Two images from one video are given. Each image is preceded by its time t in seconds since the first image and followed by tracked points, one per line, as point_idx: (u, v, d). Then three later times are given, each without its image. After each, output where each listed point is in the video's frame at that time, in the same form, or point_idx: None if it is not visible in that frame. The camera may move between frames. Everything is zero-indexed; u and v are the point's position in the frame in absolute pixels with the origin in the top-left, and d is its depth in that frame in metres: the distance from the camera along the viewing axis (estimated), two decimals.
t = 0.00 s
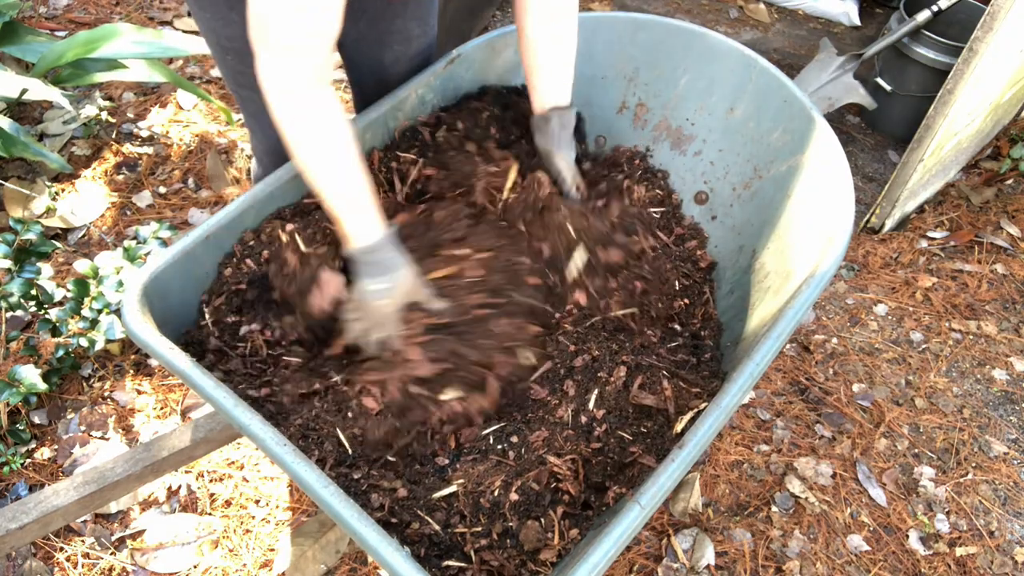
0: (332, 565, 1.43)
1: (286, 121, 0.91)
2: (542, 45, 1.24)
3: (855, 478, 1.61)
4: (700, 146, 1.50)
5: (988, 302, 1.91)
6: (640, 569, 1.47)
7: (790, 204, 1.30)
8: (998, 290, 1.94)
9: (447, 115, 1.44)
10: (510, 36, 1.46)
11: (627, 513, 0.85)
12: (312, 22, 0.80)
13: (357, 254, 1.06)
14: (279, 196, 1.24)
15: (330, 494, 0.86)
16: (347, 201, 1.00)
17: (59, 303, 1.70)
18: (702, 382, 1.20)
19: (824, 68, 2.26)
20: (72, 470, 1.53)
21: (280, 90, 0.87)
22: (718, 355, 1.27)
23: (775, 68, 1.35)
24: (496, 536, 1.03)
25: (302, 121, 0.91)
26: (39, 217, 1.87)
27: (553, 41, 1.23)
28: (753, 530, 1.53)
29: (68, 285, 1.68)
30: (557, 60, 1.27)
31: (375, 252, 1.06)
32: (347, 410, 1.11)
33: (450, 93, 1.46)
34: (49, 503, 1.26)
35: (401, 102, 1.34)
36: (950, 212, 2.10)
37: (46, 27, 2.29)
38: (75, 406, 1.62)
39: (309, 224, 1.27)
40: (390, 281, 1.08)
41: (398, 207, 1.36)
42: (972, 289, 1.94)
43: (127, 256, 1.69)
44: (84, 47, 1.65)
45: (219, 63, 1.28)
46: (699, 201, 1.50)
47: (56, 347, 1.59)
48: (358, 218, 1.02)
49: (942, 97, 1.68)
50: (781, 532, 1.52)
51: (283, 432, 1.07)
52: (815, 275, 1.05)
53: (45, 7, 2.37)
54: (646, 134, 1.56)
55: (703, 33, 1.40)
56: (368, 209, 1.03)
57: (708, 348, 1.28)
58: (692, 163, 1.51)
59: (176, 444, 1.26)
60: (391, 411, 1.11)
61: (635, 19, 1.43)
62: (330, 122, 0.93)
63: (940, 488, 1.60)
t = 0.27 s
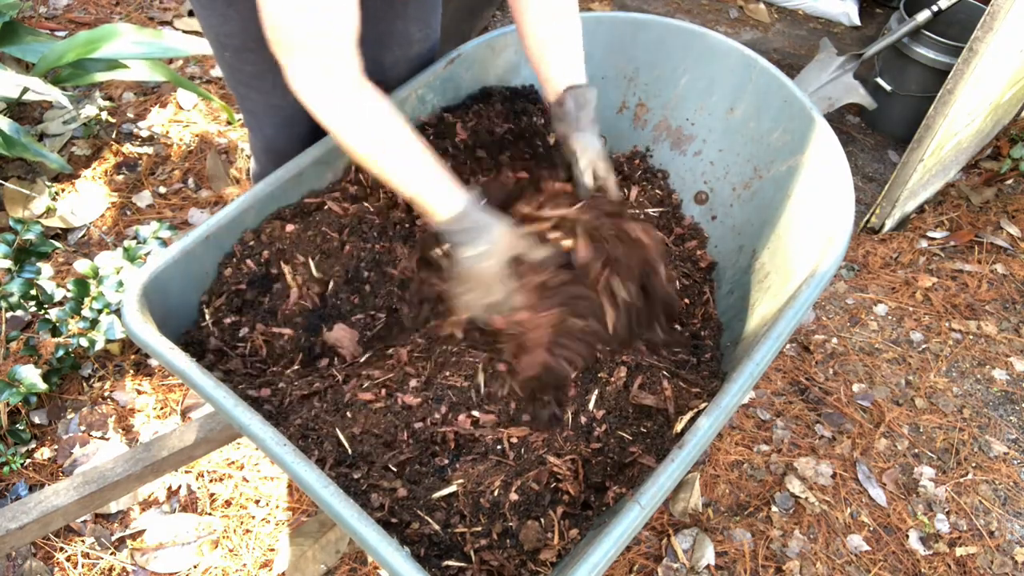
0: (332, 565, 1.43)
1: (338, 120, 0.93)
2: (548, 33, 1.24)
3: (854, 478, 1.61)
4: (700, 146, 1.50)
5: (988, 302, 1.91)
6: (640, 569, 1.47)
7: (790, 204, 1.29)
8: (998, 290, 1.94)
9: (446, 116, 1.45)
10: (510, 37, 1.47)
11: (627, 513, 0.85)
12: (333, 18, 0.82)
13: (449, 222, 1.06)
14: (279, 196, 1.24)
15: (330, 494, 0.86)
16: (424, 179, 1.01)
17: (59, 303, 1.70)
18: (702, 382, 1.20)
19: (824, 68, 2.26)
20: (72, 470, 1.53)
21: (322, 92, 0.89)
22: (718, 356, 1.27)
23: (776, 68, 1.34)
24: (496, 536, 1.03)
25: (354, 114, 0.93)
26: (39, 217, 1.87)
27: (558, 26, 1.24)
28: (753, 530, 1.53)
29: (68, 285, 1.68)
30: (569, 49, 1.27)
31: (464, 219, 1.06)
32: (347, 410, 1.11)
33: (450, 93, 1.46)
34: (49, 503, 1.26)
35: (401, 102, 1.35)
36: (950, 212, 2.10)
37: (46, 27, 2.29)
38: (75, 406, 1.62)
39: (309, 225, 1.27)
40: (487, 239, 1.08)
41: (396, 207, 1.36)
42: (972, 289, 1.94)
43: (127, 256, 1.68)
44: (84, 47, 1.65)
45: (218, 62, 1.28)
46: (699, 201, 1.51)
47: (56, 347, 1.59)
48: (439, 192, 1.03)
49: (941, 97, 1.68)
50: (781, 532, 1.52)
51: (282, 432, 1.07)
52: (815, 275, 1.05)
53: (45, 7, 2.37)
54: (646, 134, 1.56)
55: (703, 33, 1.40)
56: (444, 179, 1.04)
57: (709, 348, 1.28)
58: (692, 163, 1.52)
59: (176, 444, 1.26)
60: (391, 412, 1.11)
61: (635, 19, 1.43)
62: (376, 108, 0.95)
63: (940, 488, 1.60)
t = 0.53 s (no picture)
0: (332, 565, 1.43)
1: (339, 139, 0.88)
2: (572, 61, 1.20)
3: (854, 478, 1.61)
4: (701, 146, 1.50)
5: (988, 302, 1.91)
6: (640, 569, 1.47)
7: (790, 204, 1.29)
8: (998, 290, 1.94)
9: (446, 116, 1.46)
10: (509, 38, 1.46)
11: (627, 513, 0.86)
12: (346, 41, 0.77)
13: (461, 269, 1.05)
14: (279, 196, 1.24)
15: (330, 494, 0.86)
16: (427, 222, 0.97)
17: (59, 303, 1.70)
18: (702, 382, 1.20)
19: (824, 68, 2.26)
20: (72, 470, 1.53)
21: (325, 105, 0.83)
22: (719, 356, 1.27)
23: (776, 68, 1.34)
24: (496, 536, 1.03)
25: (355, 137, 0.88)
26: (39, 217, 1.87)
27: (582, 54, 1.19)
28: (753, 530, 1.53)
29: (68, 285, 1.68)
30: (591, 76, 1.22)
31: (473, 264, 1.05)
32: (347, 410, 1.11)
33: (450, 93, 1.47)
34: (49, 503, 1.26)
35: (401, 103, 1.37)
36: (950, 212, 2.10)
37: (46, 27, 2.29)
38: (75, 406, 1.62)
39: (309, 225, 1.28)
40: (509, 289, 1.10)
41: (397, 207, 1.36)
42: (972, 289, 1.94)
43: (127, 256, 1.68)
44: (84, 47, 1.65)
45: (219, 68, 1.28)
46: (699, 201, 1.51)
47: (56, 347, 1.59)
48: (447, 237, 1.00)
49: (941, 97, 1.68)
50: (781, 532, 1.52)
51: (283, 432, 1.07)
52: (815, 275, 1.05)
53: (45, 7, 2.37)
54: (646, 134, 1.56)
55: (703, 33, 1.40)
56: (455, 225, 1.01)
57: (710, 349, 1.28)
58: (693, 164, 1.52)
59: (175, 444, 1.26)
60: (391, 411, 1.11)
61: (635, 19, 1.43)
62: (380, 133, 0.90)
63: (940, 488, 1.60)
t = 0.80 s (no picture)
0: (332, 565, 1.43)
1: (366, 217, 0.74)
2: (602, 96, 1.22)
3: (855, 478, 1.61)
4: (701, 146, 1.50)
5: (988, 302, 1.91)
6: (640, 569, 1.47)
7: (790, 204, 1.30)
8: (998, 290, 1.94)
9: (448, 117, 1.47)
10: (508, 39, 1.46)
11: (627, 512, 0.86)
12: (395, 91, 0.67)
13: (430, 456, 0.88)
14: (279, 196, 1.25)
15: (331, 494, 0.86)
16: (420, 377, 0.80)
17: (59, 303, 1.70)
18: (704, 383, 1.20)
19: (824, 68, 2.26)
20: (72, 470, 1.53)
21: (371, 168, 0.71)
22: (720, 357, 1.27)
23: (776, 68, 1.35)
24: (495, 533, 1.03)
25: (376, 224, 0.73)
26: (39, 217, 1.87)
27: (613, 91, 1.21)
28: (753, 530, 1.53)
29: (68, 285, 1.68)
30: (614, 108, 1.23)
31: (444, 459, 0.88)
32: (348, 410, 1.11)
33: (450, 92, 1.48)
34: (49, 503, 1.26)
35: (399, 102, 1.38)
36: (950, 212, 2.10)
37: (46, 27, 2.29)
38: (75, 406, 1.62)
39: (309, 225, 1.28)
40: (460, 494, 0.90)
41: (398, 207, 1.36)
42: (972, 289, 1.94)
43: (127, 256, 1.68)
44: (84, 46, 1.65)
45: (218, 82, 1.27)
46: (699, 201, 1.50)
47: (56, 347, 1.59)
48: (429, 406, 0.83)
49: (941, 97, 1.68)
50: (781, 532, 1.52)
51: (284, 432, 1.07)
52: (815, 276, 1.05)
53: (45, 7, 2.37)
54: (646, 134, 1.56)
55: (703, 34, 1.40)
56: (443, 415, 0.85)
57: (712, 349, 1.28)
58: (693, 164, 1.52)
59: (176, 444, 1.26)
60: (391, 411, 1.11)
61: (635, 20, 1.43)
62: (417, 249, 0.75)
63: (940, 488, 1.60)
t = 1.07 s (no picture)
0: (332, 565, 1.43)
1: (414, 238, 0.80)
2: (610, 109, 1.23)
3: (855, 478, 1.61)
4: (701, 146, 1.50)
5: (988, 302, 1.91)
6: (640, 569, 1.47)
7: (790, 204, 1.30)
8: (998, 290, 1.94)
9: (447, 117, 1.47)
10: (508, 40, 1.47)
11: (628, 512, 0.86)
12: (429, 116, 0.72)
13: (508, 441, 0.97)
14: (280, 196, 1.25)
15: (331, 493, 0.86)
16: (485, 366, 0.88)
17: (59, 303, 1.70)
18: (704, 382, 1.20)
19: (824, 68, 2.26)
20: (72, 470, 1.53)
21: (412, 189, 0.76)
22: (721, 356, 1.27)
23: (776, 68, 1.35)
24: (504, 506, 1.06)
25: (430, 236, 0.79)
26: (39, 217, 1.87)
27: (621, 104, 1.23)
28: (753, 530, 1.53)
29: (68, 285, 1.68)
30: (622, 120, 1.25)
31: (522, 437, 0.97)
32: (348, 410, 1.11)
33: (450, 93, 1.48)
34: (50, 503, 1.26)
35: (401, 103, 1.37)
36: (950, 212, 2.10)
37: (46, 27, 2.29)
38: (75, 406, 1.62)
39: (309, 224, 1.28)
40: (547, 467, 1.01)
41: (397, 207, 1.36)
42: (972, 289, 1.94)
43: (127, 256, 1.68)
44: (85, 47, 1.65)
45: (221, 88, 1.27)
46: (699, 201, 1.51)
47: (56, 347, 1.59)
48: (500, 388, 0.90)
49: (942, 97, 1.68)
50: (781, 532, 1.52)
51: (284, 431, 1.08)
52: (815, 276, 1.05)
53: (45, 7, 2.37)
54: (646, 134, 1.56)
55: (703, 34, 1.40)
56: (512, 396, 0.93)
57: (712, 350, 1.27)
58: (693, 164, 1.52)
59: (176, 443, 1.25)
60: (391, 410, 1.11)
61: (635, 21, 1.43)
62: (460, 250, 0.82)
63: (940, 488, 1.60)
